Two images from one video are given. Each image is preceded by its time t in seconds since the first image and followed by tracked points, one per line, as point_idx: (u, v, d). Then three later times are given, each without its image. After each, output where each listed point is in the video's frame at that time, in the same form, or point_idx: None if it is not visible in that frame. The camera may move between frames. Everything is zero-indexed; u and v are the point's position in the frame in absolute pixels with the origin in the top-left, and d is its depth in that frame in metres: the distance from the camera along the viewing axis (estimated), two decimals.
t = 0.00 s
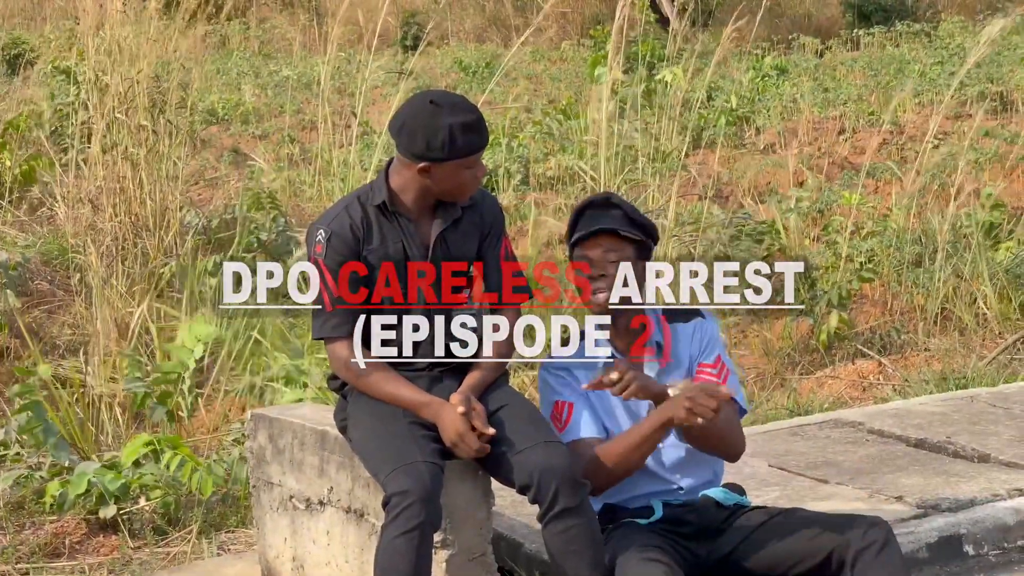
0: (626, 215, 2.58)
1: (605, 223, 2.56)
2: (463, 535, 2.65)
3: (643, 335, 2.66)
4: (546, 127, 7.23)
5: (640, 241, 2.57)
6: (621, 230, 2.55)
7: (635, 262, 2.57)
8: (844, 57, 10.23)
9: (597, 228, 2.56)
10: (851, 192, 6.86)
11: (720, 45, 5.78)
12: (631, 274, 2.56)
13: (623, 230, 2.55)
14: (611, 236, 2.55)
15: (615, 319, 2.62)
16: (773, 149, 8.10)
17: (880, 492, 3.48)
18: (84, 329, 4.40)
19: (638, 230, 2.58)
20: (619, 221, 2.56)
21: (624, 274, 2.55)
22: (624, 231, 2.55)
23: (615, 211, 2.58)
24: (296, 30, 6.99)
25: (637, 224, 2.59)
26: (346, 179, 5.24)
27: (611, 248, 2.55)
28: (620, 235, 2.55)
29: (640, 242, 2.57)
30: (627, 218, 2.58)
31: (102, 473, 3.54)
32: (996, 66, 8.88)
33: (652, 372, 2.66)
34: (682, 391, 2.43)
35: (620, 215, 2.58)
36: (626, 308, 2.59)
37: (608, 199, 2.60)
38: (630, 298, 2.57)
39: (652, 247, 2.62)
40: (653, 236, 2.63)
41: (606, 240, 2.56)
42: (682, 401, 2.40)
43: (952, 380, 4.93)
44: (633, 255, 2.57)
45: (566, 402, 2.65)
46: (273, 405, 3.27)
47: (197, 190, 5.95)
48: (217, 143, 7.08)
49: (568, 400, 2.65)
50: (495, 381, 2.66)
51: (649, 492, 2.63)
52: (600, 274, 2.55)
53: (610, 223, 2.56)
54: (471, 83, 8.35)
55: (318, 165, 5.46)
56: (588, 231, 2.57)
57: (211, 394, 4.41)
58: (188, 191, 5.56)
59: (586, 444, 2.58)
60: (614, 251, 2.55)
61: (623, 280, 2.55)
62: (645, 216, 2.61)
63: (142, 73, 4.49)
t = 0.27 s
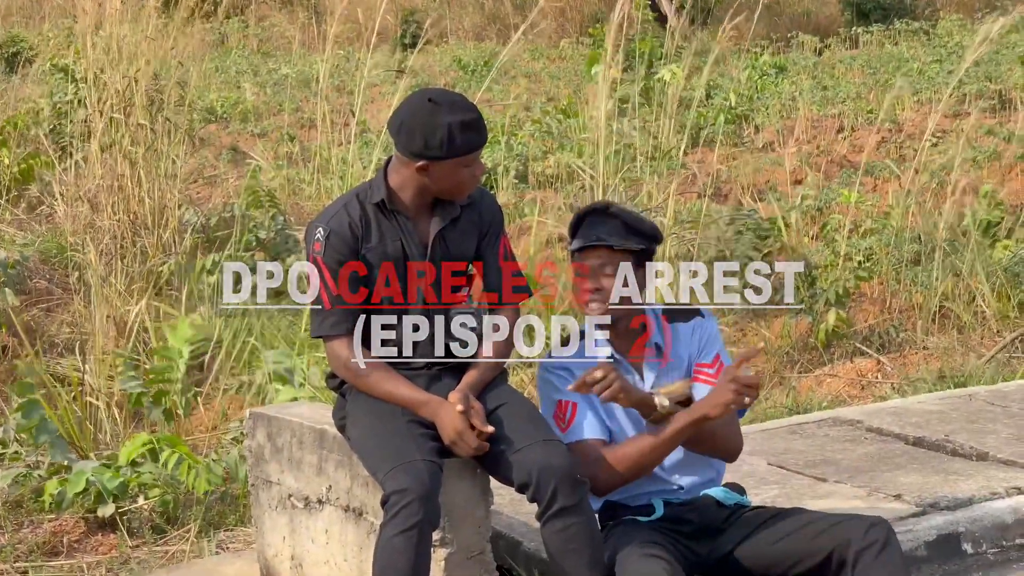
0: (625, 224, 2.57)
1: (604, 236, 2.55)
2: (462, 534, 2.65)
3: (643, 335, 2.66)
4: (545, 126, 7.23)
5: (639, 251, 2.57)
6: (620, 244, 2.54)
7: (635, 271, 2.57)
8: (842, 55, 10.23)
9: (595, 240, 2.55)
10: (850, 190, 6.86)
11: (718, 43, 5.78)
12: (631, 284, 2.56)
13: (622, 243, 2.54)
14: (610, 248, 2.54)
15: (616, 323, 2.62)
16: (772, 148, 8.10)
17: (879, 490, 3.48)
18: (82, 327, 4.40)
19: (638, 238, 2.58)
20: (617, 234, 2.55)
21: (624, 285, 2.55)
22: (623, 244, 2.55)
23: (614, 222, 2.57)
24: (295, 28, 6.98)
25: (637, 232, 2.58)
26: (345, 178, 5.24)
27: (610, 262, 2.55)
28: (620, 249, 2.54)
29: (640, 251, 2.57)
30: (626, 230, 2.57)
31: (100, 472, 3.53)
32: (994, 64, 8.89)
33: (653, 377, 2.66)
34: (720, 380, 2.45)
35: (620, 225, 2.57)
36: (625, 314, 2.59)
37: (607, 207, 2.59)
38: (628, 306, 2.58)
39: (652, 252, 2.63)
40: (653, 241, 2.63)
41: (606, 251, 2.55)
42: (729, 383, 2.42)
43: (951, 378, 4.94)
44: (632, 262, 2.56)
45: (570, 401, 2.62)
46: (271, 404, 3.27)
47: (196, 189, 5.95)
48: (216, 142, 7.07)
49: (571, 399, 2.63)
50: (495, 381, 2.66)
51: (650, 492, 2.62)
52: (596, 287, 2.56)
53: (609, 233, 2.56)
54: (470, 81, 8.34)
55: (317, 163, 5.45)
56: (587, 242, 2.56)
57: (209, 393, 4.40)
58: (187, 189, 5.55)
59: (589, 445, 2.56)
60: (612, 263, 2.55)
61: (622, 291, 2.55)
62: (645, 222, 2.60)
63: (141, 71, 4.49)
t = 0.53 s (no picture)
0: (619, 239, 2.56)
1: (597, 249, 2.54)
2: (462, 533, 2.65)
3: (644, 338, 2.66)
4: (544, 124, 7.23)
5: (633, 264, 2.55)
6: (612, 259, 2.53)
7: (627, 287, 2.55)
8: (841, 53, 10.22)
9: (587, 253, 2.54)
10: (849, 189, 6.86)
11: (717, 41, 5.78)
12: (621, 299, 2.55)
13: (615, 258, 2.53)
14: (601, 263, 2.53)
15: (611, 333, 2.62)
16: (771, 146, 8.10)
17: (878, 489, 3.48)
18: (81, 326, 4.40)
19: (632, 252, 2.56)
20: (610, 249, 2.54)
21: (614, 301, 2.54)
22: (616, 258, 2.53)
23: (608, 235, 2.56)
24: (294, 27, 6.97)
25: (631, 246, 2.56)
26: (344, 176, 5.24)
27: (601, 275, 2.53)
28: (613, 263, 2.53)
29: (633, 265, 2.55)
30: (620, 243, 2.55)
31: (100, 470, 3.54)
32: (993, 62, 8.89)
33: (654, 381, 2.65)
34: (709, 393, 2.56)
35: (613, 239, 2.56)
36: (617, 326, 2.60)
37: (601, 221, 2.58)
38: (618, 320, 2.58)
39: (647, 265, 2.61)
40: (650, 252, 2.61)
41: (598, 266, 2.53)
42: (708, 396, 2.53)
43: (950, 377, 4.94)
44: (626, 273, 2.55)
45: (556, 415, 2.62)
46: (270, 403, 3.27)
47: (195, 187, 5.94)
48: (215, 140, 7.06)
49: (569, 413, 2.61)
50: (494, 381, 2.65)
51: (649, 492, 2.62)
52: (586, 299, 2.55)
53: (601, 247, 2.54)
54: (470, 80, 8.34)
55: (316, 162, 5.45)
56: (581, 255, 2.55)
57: (208, 391, 4.40)
58: (186, 188, 5.54)
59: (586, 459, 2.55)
60: (603, 277, 2.53)
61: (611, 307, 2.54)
62: (640, 235, 2.59)
63: (140, 69, 4.49)
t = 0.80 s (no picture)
0: (611, 226, 2.59)
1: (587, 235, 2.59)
2: (461, 531, 2.65)
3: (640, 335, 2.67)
4: (543, 123, 7.22)
5: (623, 251, 2.57)
6: (600, 244, 2.57)
7: (615, 273, 2.57)
8: (840, 51, 10.21)
9: (577, 238, 2.59)
10: (848, 187, 6.86)
11: (716, 40, 5.78)
12: (607, 286, 2.57)
13: (604, 242, 2.57)
14: (590, 247, 2.57)
15: (604, 326, 2.64)
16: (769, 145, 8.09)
17: (877, 487, 3.48)
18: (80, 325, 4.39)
19: (624, 240, 2.58)
20: (600, 234, 2.58)
21: (599, 286, 2.56)
22: (605, 242, 2.57)
23: (600, 221, 2.59)
24: (293, 26, 6.96)
25: (623, 235, 2.59)
26: (343, 175, 5.24)
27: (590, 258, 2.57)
28: (601, 247, 2.57)
29: (622, 252, 2.57)
30: (611, 229, 2.59)
31: (98, 469, 3.57)
32: (992, 61, 8.89)
33: (653, 378, 2.63)
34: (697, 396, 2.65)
35: (605, 225, 2.59)
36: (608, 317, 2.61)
37: (596, 208, 2.61)
38: (606, 308, 2.58)
39: (642, 257, 2.61)
40: (647, 242, 2.62)
41: (586, 250, 2.58)
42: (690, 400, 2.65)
43: (948, 375, 4.93)
44: (616, 259, 2.58)
45: (559, 416, 2.64)
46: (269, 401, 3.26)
47: (194, 186, 5.93)
48: (214, 139, 7.05)
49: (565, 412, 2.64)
50: (492, 381, 2.64)
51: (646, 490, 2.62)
52: (574, 285, 2.60)
53: (592, 233, 2.59)
54: (468, 78, 8.33)
55: (315, 160, 5.45)
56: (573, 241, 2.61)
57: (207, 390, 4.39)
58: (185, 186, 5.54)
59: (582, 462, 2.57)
60: (591, 262, 2.57)
61: (596, 293, 2.57)
62: (634, 224, 2.60)
63: (139, 68, 4.49)
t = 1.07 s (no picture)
0: (599, 215, 2.62)
1: (576, 226, 2.61)
2: (459, 529, 2.65)
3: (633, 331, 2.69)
4: (541, 122, 7.22)
5: (614, 239, 2.61)
6: (591, 232, 2.60)
7: (607, 263, 2.60)
8: (838, 50, 10.22)
9: (568, 230, 2.62)
10: (846, 186, 6.87)
11: (714, 38, 5.78)
12: (599, 276, 2.59)
13: (594, 231, 2.60)
14: (582, 237, 2.60)
15: (597, 319, 2.66)
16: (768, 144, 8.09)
17: (875, 485, 3.49)
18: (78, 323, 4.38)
19: (612, 229, 2.62)
20: (590, 223, 2.61)
21: (592, 275, 2.59)
22: (595, 231, 2.60)
23: (588, 212, 2.63)
24: (291, 25, 6.96)
25: (611, 224, 2.62)
26: (342, 174, 5.24)
27: (582, 248, 2.60)
28: (593, 236, 2.59)
29: (612, 242, 2.61)
30: (600, 219, 2.62)
31: (96, 469, 3.56)
32: (990, 60, 8.89)
33: (647, 371, 2.64)
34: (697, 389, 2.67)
35: (594, 215, 2.62)
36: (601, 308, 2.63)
37: (583, 199, 2.65)
38: (600, 298, 2.60)
39: (630, 245, 2.64)
40: (634, 232, 2.66)
41: (578, 241, 2.60)
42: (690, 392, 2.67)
43: (947, 373, 4.93)
44: (607, 247, 2.61)
45: (558, 419, 2.64)
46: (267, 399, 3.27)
47: (193, 185, 5.93)
48: (212, 138, 7.05)
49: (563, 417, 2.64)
50: (489, 378, 2.64)
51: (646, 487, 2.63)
52: (567, 277, 2.61)
53: (581, 224, 2.61)
54: (468, 77, 8.33)
55: (313, 159, 5.45)
56: (563, 234, 2.63)
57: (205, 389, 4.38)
58: (183, 186, 5.54)
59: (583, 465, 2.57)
60: (583, 252, 2.60)
61: (591, 283, 2.59)
62: (619, 214, 2.65)
63: (137, 67, 4.48)
